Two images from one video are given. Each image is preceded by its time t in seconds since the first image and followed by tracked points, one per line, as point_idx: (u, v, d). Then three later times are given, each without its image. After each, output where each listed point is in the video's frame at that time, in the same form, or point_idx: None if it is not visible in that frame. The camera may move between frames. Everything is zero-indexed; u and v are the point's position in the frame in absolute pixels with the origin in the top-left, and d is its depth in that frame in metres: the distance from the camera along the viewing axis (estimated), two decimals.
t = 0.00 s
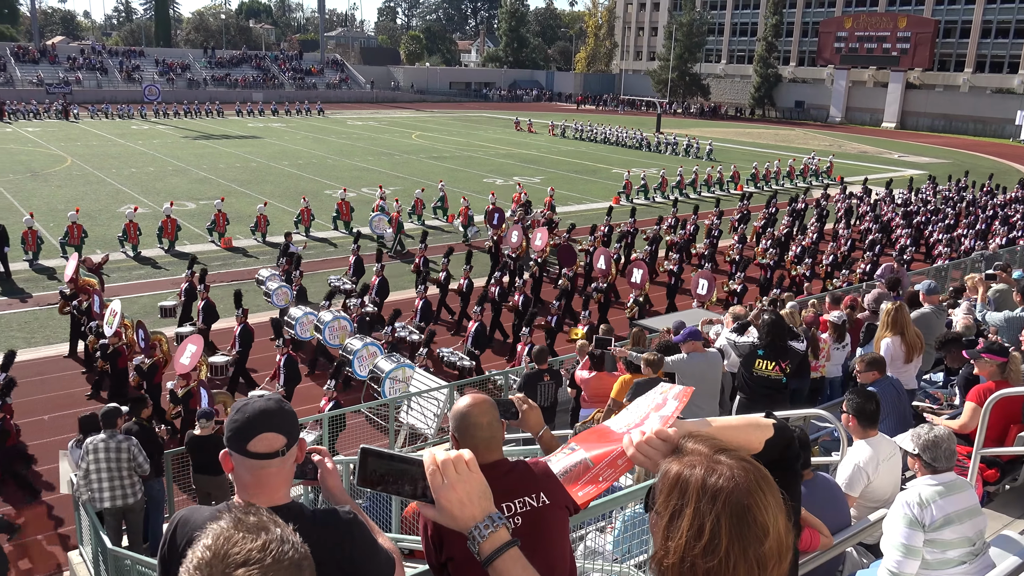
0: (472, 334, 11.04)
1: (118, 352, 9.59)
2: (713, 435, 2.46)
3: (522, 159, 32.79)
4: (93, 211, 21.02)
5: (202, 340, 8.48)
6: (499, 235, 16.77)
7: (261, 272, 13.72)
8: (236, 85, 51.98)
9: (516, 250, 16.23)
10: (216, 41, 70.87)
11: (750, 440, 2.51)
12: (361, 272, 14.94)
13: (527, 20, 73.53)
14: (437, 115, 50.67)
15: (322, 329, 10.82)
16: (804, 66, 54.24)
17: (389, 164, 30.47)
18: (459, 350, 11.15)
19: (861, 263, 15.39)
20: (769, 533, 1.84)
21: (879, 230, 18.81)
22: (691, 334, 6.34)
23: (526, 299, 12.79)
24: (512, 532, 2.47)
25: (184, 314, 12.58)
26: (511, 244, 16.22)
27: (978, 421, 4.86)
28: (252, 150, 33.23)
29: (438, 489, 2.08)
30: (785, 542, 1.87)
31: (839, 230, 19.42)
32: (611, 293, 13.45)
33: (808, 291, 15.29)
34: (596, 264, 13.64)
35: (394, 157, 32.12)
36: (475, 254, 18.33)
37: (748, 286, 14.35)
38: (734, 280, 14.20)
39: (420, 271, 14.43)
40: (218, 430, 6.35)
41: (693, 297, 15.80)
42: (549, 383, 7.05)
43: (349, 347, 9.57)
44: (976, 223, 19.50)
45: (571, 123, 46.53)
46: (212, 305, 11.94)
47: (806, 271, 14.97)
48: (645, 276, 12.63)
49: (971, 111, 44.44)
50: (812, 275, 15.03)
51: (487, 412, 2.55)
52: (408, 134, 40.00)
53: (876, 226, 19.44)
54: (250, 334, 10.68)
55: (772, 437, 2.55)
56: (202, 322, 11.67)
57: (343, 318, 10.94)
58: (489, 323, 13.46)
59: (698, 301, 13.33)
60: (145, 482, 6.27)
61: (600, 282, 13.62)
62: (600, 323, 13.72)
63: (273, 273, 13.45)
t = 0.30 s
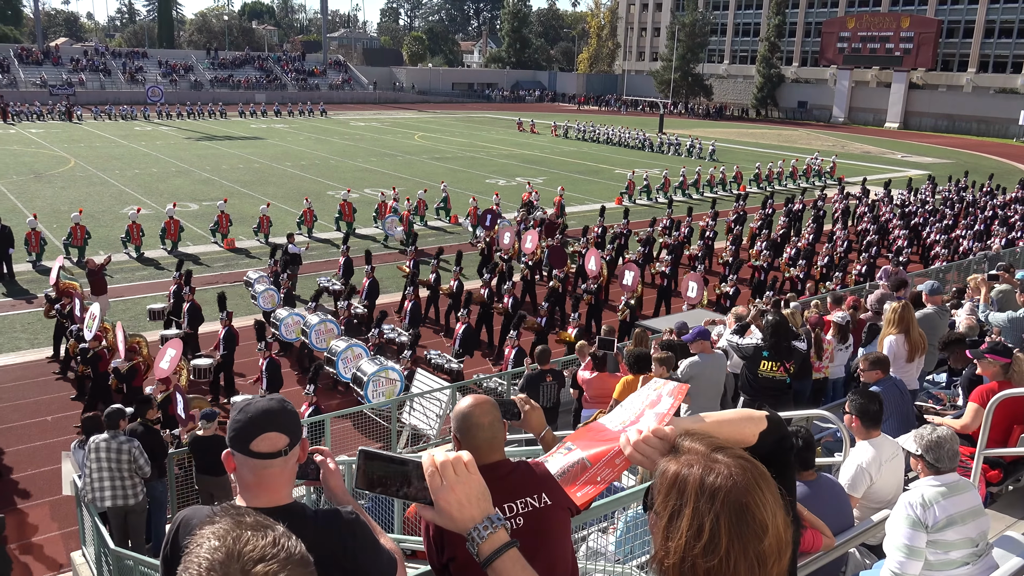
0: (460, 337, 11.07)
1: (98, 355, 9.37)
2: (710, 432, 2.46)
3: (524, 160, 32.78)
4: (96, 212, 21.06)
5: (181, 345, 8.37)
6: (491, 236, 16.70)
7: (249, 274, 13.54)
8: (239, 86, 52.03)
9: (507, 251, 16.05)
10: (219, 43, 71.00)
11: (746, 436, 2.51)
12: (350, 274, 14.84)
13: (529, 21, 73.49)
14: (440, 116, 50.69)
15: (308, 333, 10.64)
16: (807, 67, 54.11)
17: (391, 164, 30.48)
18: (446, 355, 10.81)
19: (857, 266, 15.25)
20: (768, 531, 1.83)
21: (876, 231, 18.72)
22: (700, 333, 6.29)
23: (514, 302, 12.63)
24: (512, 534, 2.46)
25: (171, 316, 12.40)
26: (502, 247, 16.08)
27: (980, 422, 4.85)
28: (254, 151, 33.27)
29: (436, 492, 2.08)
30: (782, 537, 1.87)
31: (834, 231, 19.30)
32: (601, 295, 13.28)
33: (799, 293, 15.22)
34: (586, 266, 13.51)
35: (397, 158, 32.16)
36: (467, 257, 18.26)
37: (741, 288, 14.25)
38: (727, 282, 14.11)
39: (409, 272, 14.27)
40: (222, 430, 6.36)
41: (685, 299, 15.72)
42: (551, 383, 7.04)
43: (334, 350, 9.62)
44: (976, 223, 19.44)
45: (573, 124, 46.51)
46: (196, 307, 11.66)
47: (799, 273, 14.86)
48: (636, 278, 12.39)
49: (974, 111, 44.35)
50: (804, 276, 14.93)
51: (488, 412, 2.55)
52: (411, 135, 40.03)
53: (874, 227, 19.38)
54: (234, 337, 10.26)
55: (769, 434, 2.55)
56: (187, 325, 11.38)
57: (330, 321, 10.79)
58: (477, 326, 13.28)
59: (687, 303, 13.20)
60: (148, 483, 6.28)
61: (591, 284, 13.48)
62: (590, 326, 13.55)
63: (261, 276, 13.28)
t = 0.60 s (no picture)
0: (445, 343, 10.76)
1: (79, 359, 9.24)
2: (712, 430, 2.46)
3: (527, 161, 32.82)
4: (98, 212, 21.08)
5: (159, 349, 8.38)
6: (482, 238, 16.64)
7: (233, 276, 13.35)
8: (242, 87, 52.06)
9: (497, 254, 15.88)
10: (221, 44, 71.08)
11: (749, 433, 2.51)
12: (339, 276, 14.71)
13: (531, 21, 73.50)
14: (442, 117, 50.75)
15: (292, 335, 10.58)
16: (809, 68, 54.07)
17: (393, 165, 30.48)
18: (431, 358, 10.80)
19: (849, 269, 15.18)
20: (773, 529, 1.83)
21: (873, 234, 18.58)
22: (705, 334, 6.26)
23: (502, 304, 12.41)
24: (512, 534, 2.46)
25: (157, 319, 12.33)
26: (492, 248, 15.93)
27: (982, 423, 4.84)
28: (257, 151, 33.29)
29: (430, 494, 2.08)
30: (788, 534, 1.87)
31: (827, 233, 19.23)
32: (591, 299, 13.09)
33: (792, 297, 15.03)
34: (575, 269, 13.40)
35: (399, 159, 32.20)
36: (455, 261, 17.94)
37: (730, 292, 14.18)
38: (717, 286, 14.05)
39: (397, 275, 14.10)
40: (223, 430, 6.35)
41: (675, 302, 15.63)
42: (553, 385, 7.05)
43: (317, 354, 9.55)
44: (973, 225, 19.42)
45: (575, 125, 46.54)
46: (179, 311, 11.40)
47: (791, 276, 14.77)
48: (626, 281, 12.28)
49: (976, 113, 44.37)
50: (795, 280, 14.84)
51: (489, 413, 2.54)
52: (413, 136, 40.09)
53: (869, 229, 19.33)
54: (217, 341, 10.24)
55: (771, 432, 2.55)
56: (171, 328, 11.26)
57: (314, 325, 10.71)
58: (465, 329, 13.07)
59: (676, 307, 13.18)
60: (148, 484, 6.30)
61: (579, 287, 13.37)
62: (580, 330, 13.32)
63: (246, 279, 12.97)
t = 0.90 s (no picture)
0: (431, 345, 10.50)
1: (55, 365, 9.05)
2: (718, 430, 2.47)
3: (527, 161, 32.83)
4: (98, 213, 21.08)
5: (134, 355, 7.93)
6: (471, 239, 16.55)
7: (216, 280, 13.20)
8: (242, 88, 52.05)
9: (487, 256, 15.70)
10: (222, 45, 71.09)
11: (753, 433, 2.51)
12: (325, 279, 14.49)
13: (531, 22, 73.47)
14: (443, 117, 50.76)
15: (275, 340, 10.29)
16: (810, 68, 54.03)
17: (394, 166, 30.48)
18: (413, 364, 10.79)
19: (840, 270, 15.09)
20: (778, 528, 1.83)
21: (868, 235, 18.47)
22: (707, 335, 6.26)
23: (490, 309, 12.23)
24: (512, 535, 2.46)
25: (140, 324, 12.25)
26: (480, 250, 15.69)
27: (982, 424, 4.84)
28: (258, 152, 33.30)
29: (416, 497, 2.08)
30: (794, 534, 1.86)
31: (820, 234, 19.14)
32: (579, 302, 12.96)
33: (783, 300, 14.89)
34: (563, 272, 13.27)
35: (400, 160, 32.22)
36: (442, 263, 17.67)
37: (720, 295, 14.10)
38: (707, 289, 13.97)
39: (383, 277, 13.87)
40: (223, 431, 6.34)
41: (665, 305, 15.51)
42: (554, 386, 7.04)
43: (302, 360, 9.30)
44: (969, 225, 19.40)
45: (576, 125, 46.54)
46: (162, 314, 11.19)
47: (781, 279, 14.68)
48: (614, 283, 12.14)
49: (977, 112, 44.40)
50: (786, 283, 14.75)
51: (490, 413, 2.55)
52: (413, 137, 40.12)
53: (864, 230, 19.27)
54: (198, 346, 10.10)
55: (777, 433, 2.55)
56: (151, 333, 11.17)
57: (298, 329, 10.50)
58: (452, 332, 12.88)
59: (664, 309, 13.13)
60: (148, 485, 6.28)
61: (568, 291, 13.25)
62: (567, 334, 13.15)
63: (231, 282, 12.90)
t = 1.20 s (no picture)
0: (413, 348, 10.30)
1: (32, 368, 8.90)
2: (724, 433, 2.46)
3: (527, 162, 32.84)
4: (98, 213, 21.09)
5: (107, 357, 7.84)
6: (460, 240, 16.42)
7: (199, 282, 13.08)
8: (242, 88, 52.03)
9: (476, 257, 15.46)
10: (221, 45, 71.14)
11: (761, 436, 2.50)
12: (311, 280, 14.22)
13: (531, 22, 73.42)
14: (442, 118, 50.73)
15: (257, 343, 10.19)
16: (810, 68, 54.01)
17: (393, 166, 30.47)
18: (400, 365, 10.93)
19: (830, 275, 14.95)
20: (782, 529, 1.82)
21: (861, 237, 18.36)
22: (708, 335, 6.26)
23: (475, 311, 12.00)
24: (511, 535, 2.46)
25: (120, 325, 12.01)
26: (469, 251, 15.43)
27: (982, 424, 4.84)
28: (258, 152, 33.30)
29: (382, 503, 2.05)
30: (796, 536, 1.86)
31: (815, 235, 19.04)
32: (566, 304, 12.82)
33: (773, 303, 14.74)
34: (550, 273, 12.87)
35: (399, 160, 32.20)
36: (430, 264, 17.54)
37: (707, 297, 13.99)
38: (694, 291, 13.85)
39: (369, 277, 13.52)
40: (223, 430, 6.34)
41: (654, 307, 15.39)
42: (553, 385, 7.05)
43: (282, 363, 9.20)
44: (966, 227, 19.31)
45: (576, 125, 46.55)
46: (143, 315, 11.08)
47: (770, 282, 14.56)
48: (601, 285, 11.82)
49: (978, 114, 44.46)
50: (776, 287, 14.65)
51: (489, 413, 2.55)
52: (413, 137, 40.15)
53: (858, 232, 19.19)
54: (179, 348, 9.90)
55: (784, 434, 2.55)
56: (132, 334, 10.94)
57: (280, 331, 10.35)
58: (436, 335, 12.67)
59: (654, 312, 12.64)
60: (146, 484, 6.29)
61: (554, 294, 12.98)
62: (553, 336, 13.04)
63: (212, 283, 12.83)
